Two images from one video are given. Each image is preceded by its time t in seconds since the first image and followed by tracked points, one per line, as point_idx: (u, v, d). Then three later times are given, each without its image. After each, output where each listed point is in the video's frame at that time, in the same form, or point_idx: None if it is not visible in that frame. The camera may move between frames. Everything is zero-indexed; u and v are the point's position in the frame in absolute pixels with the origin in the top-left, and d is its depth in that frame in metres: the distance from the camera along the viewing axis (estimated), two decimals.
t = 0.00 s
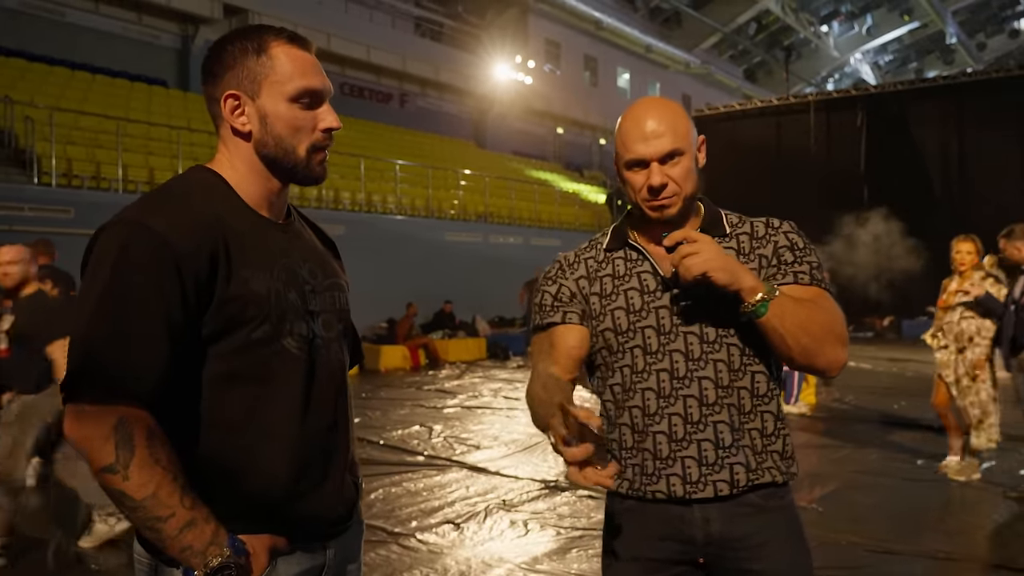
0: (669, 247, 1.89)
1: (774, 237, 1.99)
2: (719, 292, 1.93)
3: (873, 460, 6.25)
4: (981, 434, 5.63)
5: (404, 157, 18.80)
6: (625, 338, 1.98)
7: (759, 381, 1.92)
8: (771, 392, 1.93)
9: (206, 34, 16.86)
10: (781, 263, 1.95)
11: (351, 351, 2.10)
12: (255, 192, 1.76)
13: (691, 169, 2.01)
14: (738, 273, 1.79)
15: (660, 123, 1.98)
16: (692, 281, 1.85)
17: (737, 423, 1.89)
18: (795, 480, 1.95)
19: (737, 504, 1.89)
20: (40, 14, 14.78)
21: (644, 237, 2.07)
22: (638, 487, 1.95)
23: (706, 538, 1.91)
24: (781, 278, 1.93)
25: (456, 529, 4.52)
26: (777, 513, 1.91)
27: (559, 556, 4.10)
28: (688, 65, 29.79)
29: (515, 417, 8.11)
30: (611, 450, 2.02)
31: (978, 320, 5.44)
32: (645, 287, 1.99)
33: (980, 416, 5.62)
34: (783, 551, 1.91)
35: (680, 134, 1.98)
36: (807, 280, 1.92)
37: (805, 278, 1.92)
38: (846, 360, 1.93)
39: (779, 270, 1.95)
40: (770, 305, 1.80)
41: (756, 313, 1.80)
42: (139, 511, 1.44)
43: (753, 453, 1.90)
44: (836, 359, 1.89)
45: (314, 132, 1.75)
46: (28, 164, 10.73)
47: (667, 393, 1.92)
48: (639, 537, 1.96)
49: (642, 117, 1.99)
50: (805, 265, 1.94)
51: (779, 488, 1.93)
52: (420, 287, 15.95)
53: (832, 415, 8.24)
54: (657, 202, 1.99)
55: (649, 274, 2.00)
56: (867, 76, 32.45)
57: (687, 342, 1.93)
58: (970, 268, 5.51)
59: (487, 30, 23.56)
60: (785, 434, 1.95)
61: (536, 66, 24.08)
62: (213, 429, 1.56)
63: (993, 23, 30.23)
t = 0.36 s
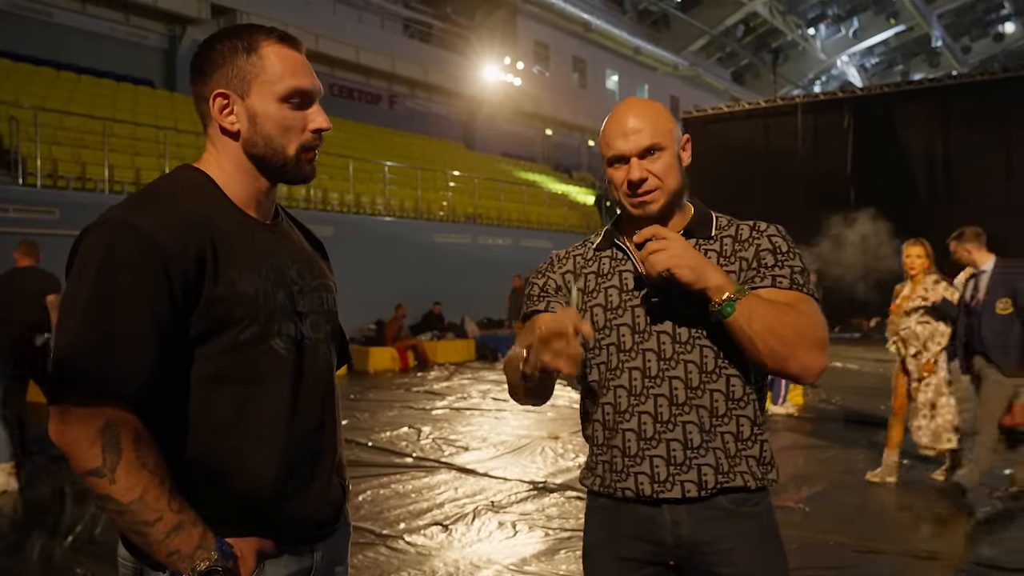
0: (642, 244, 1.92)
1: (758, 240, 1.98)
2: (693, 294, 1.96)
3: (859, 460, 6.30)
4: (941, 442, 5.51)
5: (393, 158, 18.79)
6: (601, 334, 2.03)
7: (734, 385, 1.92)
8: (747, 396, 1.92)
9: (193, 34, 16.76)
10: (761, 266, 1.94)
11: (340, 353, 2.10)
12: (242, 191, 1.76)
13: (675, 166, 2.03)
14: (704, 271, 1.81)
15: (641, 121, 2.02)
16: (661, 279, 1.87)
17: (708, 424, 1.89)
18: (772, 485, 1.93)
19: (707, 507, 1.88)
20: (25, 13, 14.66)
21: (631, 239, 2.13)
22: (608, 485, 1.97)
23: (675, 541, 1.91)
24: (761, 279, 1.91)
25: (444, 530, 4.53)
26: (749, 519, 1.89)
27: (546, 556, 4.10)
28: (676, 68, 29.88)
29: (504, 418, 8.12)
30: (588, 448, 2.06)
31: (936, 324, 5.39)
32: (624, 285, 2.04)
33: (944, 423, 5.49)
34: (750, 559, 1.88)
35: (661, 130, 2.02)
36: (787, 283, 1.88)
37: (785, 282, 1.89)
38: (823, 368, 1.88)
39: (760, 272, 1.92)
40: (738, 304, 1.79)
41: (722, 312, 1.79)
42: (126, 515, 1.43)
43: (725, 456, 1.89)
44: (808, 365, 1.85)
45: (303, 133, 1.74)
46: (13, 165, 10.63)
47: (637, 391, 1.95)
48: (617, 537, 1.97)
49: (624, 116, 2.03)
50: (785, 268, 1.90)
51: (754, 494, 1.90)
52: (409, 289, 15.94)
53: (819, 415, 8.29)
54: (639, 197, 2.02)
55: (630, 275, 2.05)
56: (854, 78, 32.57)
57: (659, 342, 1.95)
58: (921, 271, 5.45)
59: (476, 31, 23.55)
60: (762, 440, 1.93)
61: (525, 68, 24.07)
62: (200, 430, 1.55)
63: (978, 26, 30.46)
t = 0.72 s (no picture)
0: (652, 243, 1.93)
1: (772, 242, 1.99)
2: (703, 293, 1.96)
3: (855, 460, 6.31)
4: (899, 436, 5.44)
5: (389, 159, 18.82)
6: (612, 332, 2.05)
7: (742, 387, 1.91)
8: (756, 398, 1.92)
9: (188, 35, 16.72)
10: (775, 268, 1.94)
11: (339, 353, 2.10)
12: (242, 192, 1.75)
13: (689, 166, 2.03)
14: (714, 269, 1.81)
15: (653, 123, 2.02)
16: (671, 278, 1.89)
17: (714, 425, 1.89)
18: (778, 489, 1.92)
19: (710, 509, 1.88)
20: (19, 14, 14.61)
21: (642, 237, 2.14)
22: (613, 483, 1.98)
23: (678, 541, 1.91)
24: (774, 282, 1.92)
25: (441, 531, 4.53)
26: (754, 522, 1.88)
27: (543, 558, 4.10)
28: (671, 68, 29.94)
29: (500, 419, 8.12)
30: (596, 447, 2.07)
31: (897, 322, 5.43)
32: (635, 285, 2.06)
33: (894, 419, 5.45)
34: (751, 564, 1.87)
35: (672, 132, 2.02)
36: (799, 286, 1.89)
37: (798, 284, 1.90)
38: (836, 370, 1.89)
39: (770, 275, 1.94)
40: (748, 304, 1.80)
41: (733, 312, 1.80)
42: (125, 518, 1.43)
43: (730, 458, 1.88)
44: (819, 367, 1.85)
45: (302, 129, 1.74)
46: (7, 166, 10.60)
47: (644, 390, 1.95)
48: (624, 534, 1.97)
49: (638, 119, 2.03)
50: (799, 270, 1.91)
51: (758, 498, 1.89)
52: (406, 290, 15.96)
53: (815, 415, 8.31)
54: (651, 198, 2.03)
55: (642, 276, 2.06)
56: (848, 79, 32.60)
57: (667, 341, 1.96)
58: (879, 269, 5.56)
59: (472, 32, 23.56)
60: (769, 442, 1.92)
61: (521, 69, 24.06)
62: (201, 433, 1.54)
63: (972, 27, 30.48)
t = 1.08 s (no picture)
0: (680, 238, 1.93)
1: (801, 243, 1.98)
2: (732, 292, 1.95)
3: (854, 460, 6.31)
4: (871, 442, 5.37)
5: (387, 160, 18.82)
6: (638, 333, 2.05)
7: (769, 390, 1.90)
8: (783, 401, 1.91)
9: (186, 37, 16.69)
10: (803, 270, 1.94)
11: (339, 355, 2.09)
12: (243, 195, 1.75)
13: (725, 164, 2.03)
14: (743, 268, 1.81)
15: (698, 119, 2.02)
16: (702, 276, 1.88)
17: (740, 428, 1.89)
18: (801, 492, 1.92)
19: (734, 511, 1.88)
20: (17, 17, 14.61)
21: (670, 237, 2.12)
22: (637, 482, 1.98)
23: (698, 541, 1.91)
24: (802, 283, 1.91)
25: (438, 533, 4.52)
26: (777, 525, 1.88)
27: (542, 559, 4.09)
28: (669, 69, 29.94)
29: (499, 420, 8.11)
30: (620, 446, 2.08)
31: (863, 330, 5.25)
32: (662, 286, 2.04)
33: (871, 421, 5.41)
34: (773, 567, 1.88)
35: (715, 128, 2.02)
36: (828, 289, 1.87)
37: (827, 286, 1.88)
38: (863, 373, 1.88)
39: (799, 277, 1.93)
40: (776, 302, 1.80)
41: (760, 310, 1.80)
42: (122, 523, 1.43)
43: (755, 461, 1.88)
44: (846, 371, 1.85)
45: (303, 130, 1.74)
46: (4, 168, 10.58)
47: (670, 391, 1.95)
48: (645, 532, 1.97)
49: (682, 112, 2.03)
50: (828, 273, 1.90)
51: (781, 501, 1.90)
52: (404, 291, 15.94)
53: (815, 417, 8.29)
54: (686, 190, 2.02)
55: (670, 276, 2.04)
56: (846, 80, 32.58)
57: (695, 343, 1.95)
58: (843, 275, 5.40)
59: (470, 33, 23.57)
60: (795, 446, 1.91)
61: (518, 70, 24.08)
62: (201, 438, 1.54)
63: (969, 27, 30.47)
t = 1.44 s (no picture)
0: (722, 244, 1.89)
1: (837, 249, 1.97)
2: (769, 298, 1.93)
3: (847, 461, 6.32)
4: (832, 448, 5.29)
5: (381, 161, 18.82)
6: (670, 334, 2.02)
7: (802, 395, 1.91)
8: (815, 406, 1.91)
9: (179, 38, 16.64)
10: (840, 277, 1.93)
11: (332, 357, 2.09)
12: (238, 196, 1.75)
13: (764, 167, 2.00)
14: (788, 277, 1.79)
15: (741, 117, 2.00)
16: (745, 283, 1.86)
17: (773, 432, 1.89)
18: (829, 495, 1.93)
19: (763, 513, 1.89)
20: (10, 17, 14.55)
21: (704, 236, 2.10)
22: (665, 482, 1.98)
23: (726, 542, 1.92)
24: (839, 290, 1.92)
25: (432, 534, 4.52)
26: (805, 529, 1.90)
27: (536, 561, 4.09)
28: (663, 71, 30.00)
29: (492, 422, 8.10)
30: (646, 447, 2.07)
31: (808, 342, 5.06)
32: (696, 288, 2.02)
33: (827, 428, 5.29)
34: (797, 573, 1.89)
35: (757, 129, 2.00)
36: (866, 297, 1.90)
37: (864, 294, 1.90)
38: (897, 383, 1.88)
39: (835, 284, 1.93)
40: (820, 314, 1.79)
41: (804, 321, 1.79)
42: (111, 524, 1.42)
43: (786, 465, 1.88)
44: (884, 380, 1.86)
45: (298, 130, 1.74)
46: None
47: (702, 394, 1.95)
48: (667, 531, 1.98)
49: (726, 110, 2.00)
50: (864, 281, 1.91)
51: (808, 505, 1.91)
52: (398, 292, 15.91)
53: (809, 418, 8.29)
54: (723, 189, 1.99)
55: (703, 276, 2.02)
56: (840, 82, 32.66)
57: (728, 346, 1.94)
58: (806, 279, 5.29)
59: (464, 35, 23.56)
60: (824, 450, 1.92)
61: (512, 71, 24.06)
62: (192, 440, 1.54)
63: (962, 29, 30.57)
